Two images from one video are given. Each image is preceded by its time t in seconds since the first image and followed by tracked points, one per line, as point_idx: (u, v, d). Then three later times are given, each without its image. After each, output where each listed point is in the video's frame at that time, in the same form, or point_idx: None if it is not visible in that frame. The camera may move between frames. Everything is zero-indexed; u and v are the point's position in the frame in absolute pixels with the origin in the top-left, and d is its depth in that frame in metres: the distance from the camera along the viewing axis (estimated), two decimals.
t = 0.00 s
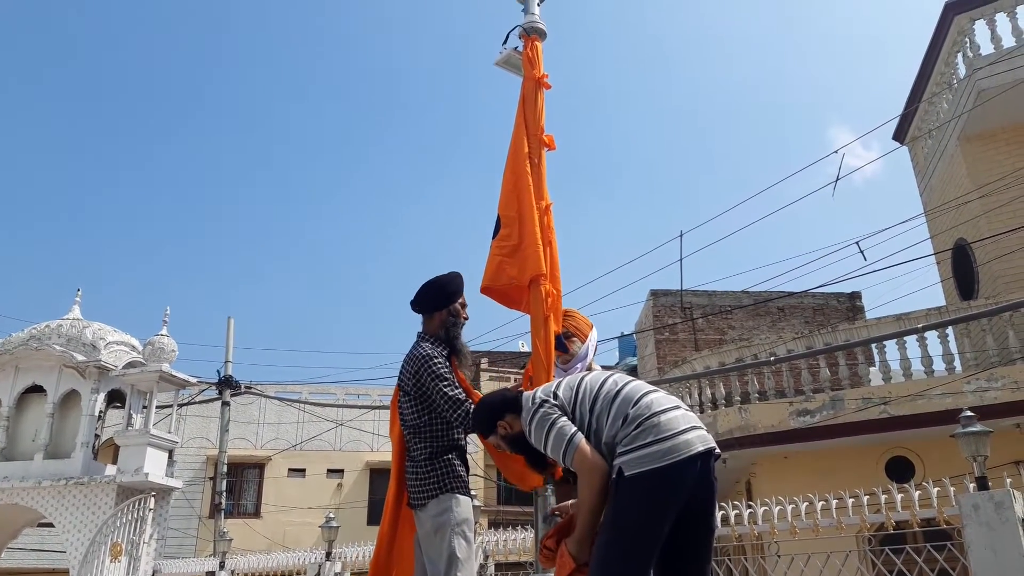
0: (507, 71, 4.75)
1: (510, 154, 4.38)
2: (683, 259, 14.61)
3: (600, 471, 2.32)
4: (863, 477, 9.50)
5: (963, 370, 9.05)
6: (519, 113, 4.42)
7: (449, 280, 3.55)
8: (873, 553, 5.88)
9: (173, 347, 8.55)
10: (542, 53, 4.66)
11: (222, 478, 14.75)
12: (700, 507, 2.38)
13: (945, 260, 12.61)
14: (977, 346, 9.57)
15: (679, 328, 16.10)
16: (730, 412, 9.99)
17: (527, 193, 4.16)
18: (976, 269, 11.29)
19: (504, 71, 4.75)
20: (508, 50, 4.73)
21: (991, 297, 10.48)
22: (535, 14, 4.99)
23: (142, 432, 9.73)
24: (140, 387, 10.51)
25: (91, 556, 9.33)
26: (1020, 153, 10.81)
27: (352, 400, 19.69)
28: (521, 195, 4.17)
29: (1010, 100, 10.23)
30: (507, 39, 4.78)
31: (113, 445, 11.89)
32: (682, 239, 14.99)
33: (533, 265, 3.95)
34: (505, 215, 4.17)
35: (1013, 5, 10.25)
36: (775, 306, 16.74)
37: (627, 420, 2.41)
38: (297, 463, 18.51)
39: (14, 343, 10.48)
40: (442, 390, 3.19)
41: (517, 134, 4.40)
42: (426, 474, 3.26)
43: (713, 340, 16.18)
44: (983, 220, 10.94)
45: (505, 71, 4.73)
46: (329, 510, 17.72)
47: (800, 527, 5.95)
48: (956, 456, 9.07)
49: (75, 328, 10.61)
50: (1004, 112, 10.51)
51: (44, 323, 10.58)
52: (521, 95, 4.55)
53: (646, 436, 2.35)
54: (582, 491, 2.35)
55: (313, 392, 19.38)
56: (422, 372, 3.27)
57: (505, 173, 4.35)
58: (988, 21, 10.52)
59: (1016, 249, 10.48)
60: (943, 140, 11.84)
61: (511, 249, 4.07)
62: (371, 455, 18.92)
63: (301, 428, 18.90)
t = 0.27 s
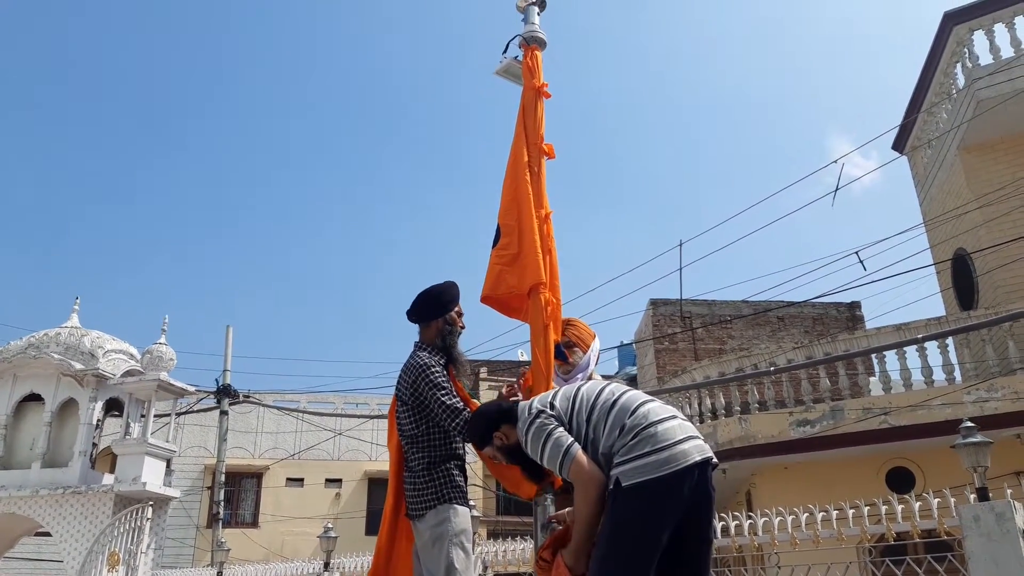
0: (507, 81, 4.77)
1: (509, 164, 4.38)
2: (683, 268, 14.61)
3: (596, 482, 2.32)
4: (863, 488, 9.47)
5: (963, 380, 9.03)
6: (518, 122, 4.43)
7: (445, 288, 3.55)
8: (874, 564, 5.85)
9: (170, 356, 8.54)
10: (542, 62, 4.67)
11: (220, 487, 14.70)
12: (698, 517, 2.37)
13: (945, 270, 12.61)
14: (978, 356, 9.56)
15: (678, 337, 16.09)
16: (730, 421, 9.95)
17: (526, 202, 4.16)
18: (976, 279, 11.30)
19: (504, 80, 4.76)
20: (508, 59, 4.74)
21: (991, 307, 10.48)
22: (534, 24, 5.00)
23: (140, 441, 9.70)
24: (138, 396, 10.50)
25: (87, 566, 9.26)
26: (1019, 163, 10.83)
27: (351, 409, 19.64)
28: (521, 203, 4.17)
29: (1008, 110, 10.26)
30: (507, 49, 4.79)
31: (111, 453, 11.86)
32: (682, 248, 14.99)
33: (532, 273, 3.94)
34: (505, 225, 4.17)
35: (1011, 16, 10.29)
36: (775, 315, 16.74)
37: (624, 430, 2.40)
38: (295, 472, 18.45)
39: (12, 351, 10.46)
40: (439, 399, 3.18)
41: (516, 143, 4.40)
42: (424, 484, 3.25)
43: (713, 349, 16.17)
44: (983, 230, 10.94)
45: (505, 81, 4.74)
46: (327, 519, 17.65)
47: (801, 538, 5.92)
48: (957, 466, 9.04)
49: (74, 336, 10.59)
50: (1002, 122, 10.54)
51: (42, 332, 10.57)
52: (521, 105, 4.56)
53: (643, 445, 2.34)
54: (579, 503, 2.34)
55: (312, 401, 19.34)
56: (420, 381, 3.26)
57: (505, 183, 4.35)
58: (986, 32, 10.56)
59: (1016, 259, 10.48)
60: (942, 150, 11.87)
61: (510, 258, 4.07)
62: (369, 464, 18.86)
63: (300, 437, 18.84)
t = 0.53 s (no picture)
0: (509, 91, 4.79)
1: (512, 173, 4.41)
2: (685, 277, 14.62)
3: (599, 491, 2.32)
4: (868, 497, 9.43)
5: (967, 389, 9.01)
6: (521, 132, 4.45)
7: (445, 298, 3.56)
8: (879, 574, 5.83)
9: (175, 365, 8.56)
10: (544, 72, 4.70)
11: (224, 497, 14.68)
12: (701, 526, 2.37)
13: (948, 278, 12.60)
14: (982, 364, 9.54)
15: (682, 346, 16.07)
16: (734, 430, 9.93)
17: (529, 211, 4.18)
18: (980, 287, 11.29)
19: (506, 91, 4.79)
20: (511, 69, 4.77)
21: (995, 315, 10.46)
22: (537, 34, 5.03)
23: (143, 451, 9.70)
24: (141, 405, 10.51)
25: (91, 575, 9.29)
26: (1021, 172, 10.84)
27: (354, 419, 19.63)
28: (524, 213, 4.19)
29: (1010, 119, 10.28)
30: (509, 59, 4.82)
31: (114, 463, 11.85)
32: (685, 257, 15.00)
33: (536, 282, 3.95)
34: (508, 234, 4.18)
35: (1012, 25, 10.32)
36: (778, 324, 16.72)
37: (627, 440, 2.40)
38: (298, 482, 18.44)
39: (16, 361, 10.48)
40: (442, 408, 3.19)
41: (519, 153, 4.43)
42: (427, 493, 3.25)
43: (717, 358, 16.15)
44: (986, 238, 10.94)
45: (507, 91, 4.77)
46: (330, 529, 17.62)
47: (805, 547, 5.90)
48: (962, 475, 9.01)
49: (77, 346, 10.62)
50: (1005, 130, 10.55)
51: (46, 342, 10.59)
52: (523, 114, 4.58)
53: (646, 455, 2.34)
54: (583, 512, 2.35)
55: (315, 411, 19.33)
56: (421, 391, 3.26)
57: (508, 192, 4.37)
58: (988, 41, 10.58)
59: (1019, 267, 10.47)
60: (945, 158, 11.88)
61: (514, 267, 4.08)
62: (372, 474, 18.83)
63: (303, 447, 18.83)
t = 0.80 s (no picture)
0: (513, 92, 4.80)
1: (515, 175, 4.41)
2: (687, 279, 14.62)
3: (601, 491, 2.32)
4: (872, 499, 9.41)
5: (971, 390, 8.98)
6: (523, 133, 4.45)
7: (448, 299, 3.56)
8: None
9: (176, 367, 8.58)
10: (547, 73, 4.69)
11: (226, 498, 14.70)
12: (704, 526, 2.36)
13: (952, 279, 12.58)
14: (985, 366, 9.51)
15: (684, 347, 16.06)
16: (737, 432, 9.92)
17: (532, 212, 4.18)
18: (983, 288, 11.27)
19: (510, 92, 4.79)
20: (513, 70, 4.77)
21: (998, 317, 10.44)
22: (540, 35, 5.03)
23: (146, 452, 9.72)
24: (144, 406, 10.53)
25: None
26: None
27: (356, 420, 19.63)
28: (527, 213, 4.19)
29: (1013, 120, 10.26)
30: (512, 60, 4.82)
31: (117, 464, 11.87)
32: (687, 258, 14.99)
33: (538, 282, 3.95)
34: (511, 235, 4.18)
35: (1015, 26, 10.30)
36: (781, 325, 16.70)
37: (630, 441, 2.39)
38: (300, 483, 18.44)
39: (19, 362, 10.50)
40: (444, 409, 3.19)
41: (522, 154, 4.43)
42: (429, 494, 3.25)
43: (719, 359, 16.13)
44: (989, 240, 10.91)
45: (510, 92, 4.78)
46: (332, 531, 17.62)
47: (808, 549, 5.88)
48: (965, 477, 8.99)
49: (81, 347, 10.64)
50: (1008, 131, 10.53)
51: (49, 343, 10.61)
52: (526, 116, 4.58)
53: (649, 456, 2.34)
54: (586, 513, 2.35)
55: (317, 412, 19.34)
56: (424, 391, 3.26)
57: (511, 193, 4.37)
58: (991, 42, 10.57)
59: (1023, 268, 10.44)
60: (948, 160, 11.85)
61: (517, 267, 4.08)
62: (375, 475, 18.83)
63: (305, 448, 18.83)
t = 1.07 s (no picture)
0: (514, 97, 4.81)
1: (516, 178, 4.42)
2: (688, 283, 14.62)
3: (603, 496, 2.32)
4: (874, 505, 9.39)
5: (973, 395, 8.97)
6: (525, 137, 4.46)
7: (448, 303, 3.56)
8: None
9: (178, 371, 8.60)
10: (549, 77, 4.71)
11: (227, 503, 14.69)
12: (706, 531, 2.36)
13: (953, 284, 12.57)
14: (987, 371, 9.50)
15: (686, 352, 16.05)
16: (738, 437, 9.91)
17: (533, 215, 4.19)
18: (984, 293, 11.26)
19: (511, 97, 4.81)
20: (515, 74, 4.78)
21: (1000, 321, 10.43)
22: (541, 39, 5.05)
23: (147, 456, 9.72)
24: (145, 411, 10.54)
25: None
26: None
27: (357, 424, 19.62)
28: (528, 217, 4.20)
29: (1015, 125, 10.26)
30: (513, 64, 4.83)
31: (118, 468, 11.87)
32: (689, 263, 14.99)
33: (540, 286, 3.96)
34: (512, 239, 4.19)
35: (1017, 31, 10.32)
36: (783, 330, 16.69)
37: (632, 446, 2.40)
38: (301, 487, 18.42)
39: (20, 366, 10.50)
40: (445, 413, 3.19)
41: (524, 158, 4.44)
42: (430, 499, 3.25)
43: (721, 364, 16.12)
44: (991, 245, 10.91)
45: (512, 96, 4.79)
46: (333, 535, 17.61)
47: (810, 554, 5.87)
48: (967, 482, 8.98)
49: (82, 351, 10.66)
50: (1009, 136, 10.54)
51: (50, 347, 10.62)
52: (528, 119, 4.59)
53: (651, 461, 2.34)
54: (588, 518, 2.34)
55: (318, 417, 19.33)
56: (424, 396, 3.27)
57: (512, 197, 4.38)
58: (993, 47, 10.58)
59: None
60: (949, 164, 11.86)
61: (518, 271, 4.09)
62: (376, 479, 18.82)
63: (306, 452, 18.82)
